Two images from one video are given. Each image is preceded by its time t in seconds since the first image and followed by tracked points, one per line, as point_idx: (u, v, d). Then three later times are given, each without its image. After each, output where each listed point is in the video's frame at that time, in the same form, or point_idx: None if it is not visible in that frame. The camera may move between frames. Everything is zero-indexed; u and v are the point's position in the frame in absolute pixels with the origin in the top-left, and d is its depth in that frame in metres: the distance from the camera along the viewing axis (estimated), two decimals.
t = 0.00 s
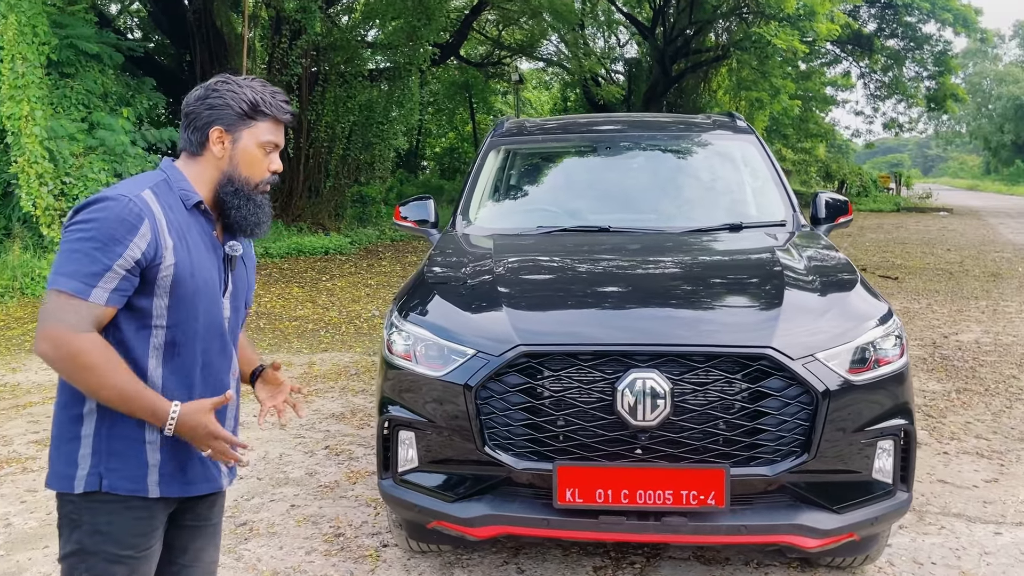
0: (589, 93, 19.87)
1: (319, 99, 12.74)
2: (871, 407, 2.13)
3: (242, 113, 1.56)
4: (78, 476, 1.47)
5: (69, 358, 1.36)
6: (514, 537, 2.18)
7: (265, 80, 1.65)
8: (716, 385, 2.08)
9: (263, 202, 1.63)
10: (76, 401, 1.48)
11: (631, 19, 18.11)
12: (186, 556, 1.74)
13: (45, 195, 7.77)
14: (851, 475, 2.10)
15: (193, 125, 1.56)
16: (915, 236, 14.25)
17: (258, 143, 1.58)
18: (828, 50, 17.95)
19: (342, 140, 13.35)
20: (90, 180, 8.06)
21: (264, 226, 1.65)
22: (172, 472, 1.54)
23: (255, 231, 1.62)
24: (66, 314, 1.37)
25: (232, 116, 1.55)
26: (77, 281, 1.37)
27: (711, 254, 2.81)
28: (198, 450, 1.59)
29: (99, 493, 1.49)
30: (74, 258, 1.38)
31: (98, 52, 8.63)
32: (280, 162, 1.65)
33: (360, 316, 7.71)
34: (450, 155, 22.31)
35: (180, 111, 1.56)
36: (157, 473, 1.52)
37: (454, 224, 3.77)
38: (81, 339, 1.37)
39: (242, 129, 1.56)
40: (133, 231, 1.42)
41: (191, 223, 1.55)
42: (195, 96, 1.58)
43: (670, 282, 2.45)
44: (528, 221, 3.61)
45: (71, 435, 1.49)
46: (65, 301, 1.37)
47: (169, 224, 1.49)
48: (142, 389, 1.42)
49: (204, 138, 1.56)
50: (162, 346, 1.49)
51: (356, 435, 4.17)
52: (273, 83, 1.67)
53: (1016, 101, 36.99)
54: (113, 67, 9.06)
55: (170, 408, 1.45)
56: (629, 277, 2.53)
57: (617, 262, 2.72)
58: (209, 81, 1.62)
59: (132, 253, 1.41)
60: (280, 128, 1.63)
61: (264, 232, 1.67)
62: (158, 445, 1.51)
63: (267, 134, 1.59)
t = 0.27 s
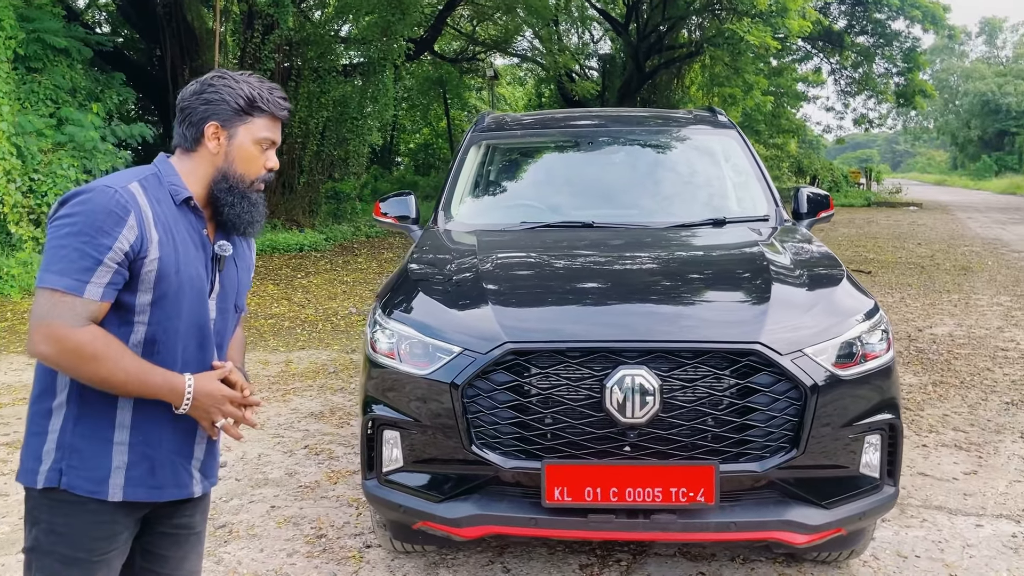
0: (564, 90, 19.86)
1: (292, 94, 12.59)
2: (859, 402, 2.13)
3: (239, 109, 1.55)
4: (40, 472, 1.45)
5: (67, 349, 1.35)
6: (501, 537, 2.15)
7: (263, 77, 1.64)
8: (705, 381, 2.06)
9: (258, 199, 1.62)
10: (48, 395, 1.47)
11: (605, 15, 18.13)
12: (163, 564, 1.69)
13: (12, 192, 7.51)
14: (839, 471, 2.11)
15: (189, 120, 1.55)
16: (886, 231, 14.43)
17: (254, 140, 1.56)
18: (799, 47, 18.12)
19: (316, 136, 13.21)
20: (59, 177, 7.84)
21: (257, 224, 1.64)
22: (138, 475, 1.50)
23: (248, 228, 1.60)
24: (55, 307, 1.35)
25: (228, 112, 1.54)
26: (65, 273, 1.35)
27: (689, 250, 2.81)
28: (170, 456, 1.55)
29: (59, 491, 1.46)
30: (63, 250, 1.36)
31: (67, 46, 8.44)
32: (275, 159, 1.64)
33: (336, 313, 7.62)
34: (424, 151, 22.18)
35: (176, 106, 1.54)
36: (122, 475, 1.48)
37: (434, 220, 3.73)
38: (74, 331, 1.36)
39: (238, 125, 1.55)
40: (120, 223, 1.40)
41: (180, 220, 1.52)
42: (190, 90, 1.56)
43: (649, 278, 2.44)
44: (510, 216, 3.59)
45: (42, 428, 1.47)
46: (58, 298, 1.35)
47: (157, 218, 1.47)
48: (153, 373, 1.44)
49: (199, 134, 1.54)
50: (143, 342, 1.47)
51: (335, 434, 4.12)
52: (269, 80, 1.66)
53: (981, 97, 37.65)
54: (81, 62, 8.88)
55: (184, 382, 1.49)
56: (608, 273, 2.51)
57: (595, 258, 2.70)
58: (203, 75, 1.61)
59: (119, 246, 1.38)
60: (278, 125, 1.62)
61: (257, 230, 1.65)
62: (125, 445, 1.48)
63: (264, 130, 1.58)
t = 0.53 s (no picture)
0: (540, 85, 19.80)
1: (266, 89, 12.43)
2: (844, 396, 2.13)
3: (223, 106, 1.50)
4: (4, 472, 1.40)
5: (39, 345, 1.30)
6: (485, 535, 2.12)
7: (248, 73, 1.59)
8: (691, 375, 2.05)
9: (240, 198, 1.57)
10: (15, 392, 1.43)
11: (581, 10, 18.10)
12: (132, 567, 1.65)
13: None
14: (824, 464, 2.11)
15: (171, 115, 1.50)
16: (861, 225, 14.57)
17: (238, 137, 1.52)
18: (774, 42, 18.23)
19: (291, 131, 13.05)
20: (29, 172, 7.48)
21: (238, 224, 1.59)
22: (105, 478, 1.45)
23: (229, 228, 1.56)
24: (27, 303, 1.29)
25: (212, 109, 1.49)
26: (38, 268, 1.29)
27: (668, 244, 2.80)
28: (140, 458, 1.49)
29: (23, 492, 1.42)
30: (37, 244, 1.31)
31: (35, 39, 8.37)
32: (258, 158, 1.60)
33: (313, 310, 7.53)
34: (401, 146, 22.01)
35: (157, 100, 1.49)
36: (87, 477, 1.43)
37: (413, 216, 3.69)
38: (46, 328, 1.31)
39: (223, 123, 1.50)
40: (98, 218, 1.35)
41: (158, 217, 1.48)
42: (173, 85, 1.51)
43: (628, 273, 2.42)
44: (491, 211, 3.55)
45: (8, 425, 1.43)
46: (29, 293, 1.29)
47: (135, 214, 1.42)
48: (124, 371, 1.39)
49: (182, 130, 1.50)
50: (115, 341, 1.42)
51: (314, 432, 4.06)
52: (255, 77, 1.62)
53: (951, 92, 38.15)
54: (51, 56, 8.71)
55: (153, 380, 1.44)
56: (588, 267, 2.49)
57: (574, 252, 2.68)
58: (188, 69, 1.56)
59: (97, 242, 1.34)
60: (262, 121, 1.58)
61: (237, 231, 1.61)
62: (92, 447, 1.43)
63: (249, 129, 1.53)
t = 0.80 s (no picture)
0: (520, 80, 19.74)
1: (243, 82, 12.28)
2: (825, 390, 2.12)
3: (161, 90, 1.45)
4: None
5: None
6: (464, 533, 2.09)
7: (185, 53, 1.54)
8: (672, 370, 2.03)
9: (186, 185, 1.52)
10: None
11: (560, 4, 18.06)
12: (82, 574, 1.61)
13: None
14: (806, 459, 2.09)
15: (107, 103, 1.44)
16: (838, 219, 14.69)
17: (180, 122, 1.47)
18: (752, 37, 18.31)
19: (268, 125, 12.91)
20: None
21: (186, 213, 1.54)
22: (49, 483, 1.41)
23: (179, 217, 1.51)
24: None
25: (150, 93, 1.44)
26: None
27: (648, 237, 2.77)
28: (85, 461, 1.45)
29: None
30: None
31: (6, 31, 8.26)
32: (203, 142, 1.55)
33: (291, 305, 7.45)
34: (380, 140, 21.86)
35: (91, 88, 1.44)
36: (32, 482, 1.39)
37: (391, 209, 3.64)
38: None
39: (162, 108, 1.45)
40: (42, 216, 1.30)
41: (104, 211, 1.42)
42: (105, 72, 1.45)
43: (608, 266, 2.40)
44: (470, 204, 3.51)
45: None
46: None
47: (80, 209, 1.37)
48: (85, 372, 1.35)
49: (119, 117, 1.44)
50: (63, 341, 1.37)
51: (292, 429, 4.00)
52: (192, 57, 1.57)
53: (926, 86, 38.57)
54: (22, 49, 8.57)
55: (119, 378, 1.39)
56: (569, 261, 2.46)
57: (554, 246, 2.65)
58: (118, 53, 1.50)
59: (43, 240, 1.29)
60: (204, 105, 1.53)
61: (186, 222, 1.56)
62: (36, 451, 1.39)
63: (190, 112, 1.49)
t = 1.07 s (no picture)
0: (503, 73, 19.62)
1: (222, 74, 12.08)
2: (812, 388, 2.08)
3: (41, 72, 1.44)
4: None
5: None
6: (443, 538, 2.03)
7: (65, 31, 1.52)
8: (656, 369, 1.97)
9: (79, 169, 1.52)
10: None
11: None
12: None
13: None
14: (792, 459, 2.05)
15: None
16: (821, 213, 14.72)
17: (66, 105, 1.46)
18: (734, 31, 18.31)
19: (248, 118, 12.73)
20: None
21: (82, 198, 1.54)
22: None
23: (75, 203, 1.51)
24: None
25: (29, 77, 1.43)
26: None
27: (632, 232, 2.72)
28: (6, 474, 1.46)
29: None
30: None
31: None
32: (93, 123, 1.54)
33: (271, 301, 7.34)
34: (362, 134, 21.68)
35: None
36: None
37: (370, 203, 3.56)
38: None
39: (42, 91, 1.44)
40: None
41: None
42: None
43: (591, 262, 2.34)
44: (451, 198, 3.45)
45: None
46: None
47: None
48: None
49: None
50: None
51: (269, 428, 3.93)
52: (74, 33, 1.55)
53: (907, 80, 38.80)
54: None
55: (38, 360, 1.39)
56: (551, 256, 2.40)
57: (537, 241, 2.59)
58: None
59: None
60: (93, 85, 1.52)
61: (83, 206, 1.55)
62: None
63: (75, 91, 1.48)
